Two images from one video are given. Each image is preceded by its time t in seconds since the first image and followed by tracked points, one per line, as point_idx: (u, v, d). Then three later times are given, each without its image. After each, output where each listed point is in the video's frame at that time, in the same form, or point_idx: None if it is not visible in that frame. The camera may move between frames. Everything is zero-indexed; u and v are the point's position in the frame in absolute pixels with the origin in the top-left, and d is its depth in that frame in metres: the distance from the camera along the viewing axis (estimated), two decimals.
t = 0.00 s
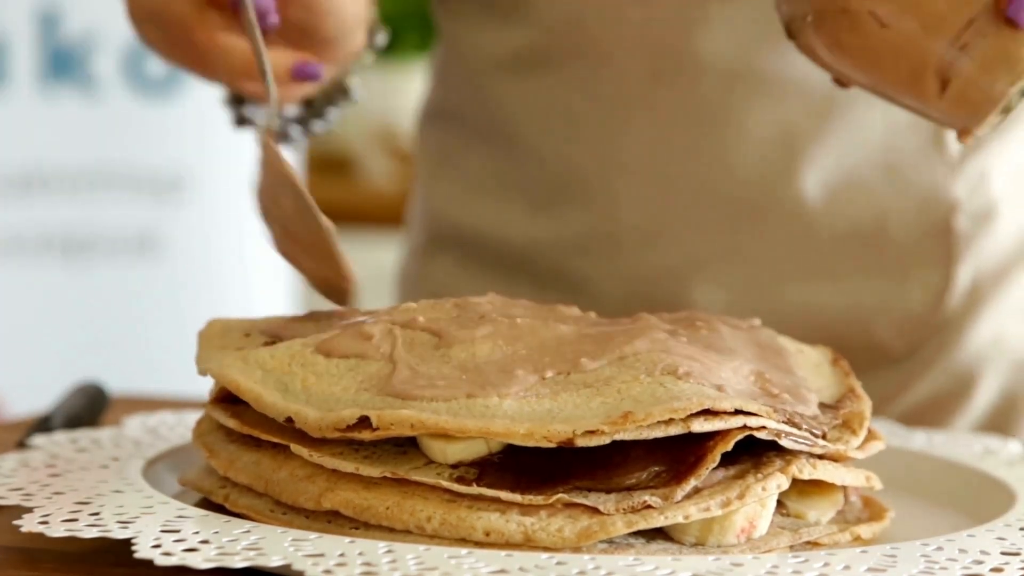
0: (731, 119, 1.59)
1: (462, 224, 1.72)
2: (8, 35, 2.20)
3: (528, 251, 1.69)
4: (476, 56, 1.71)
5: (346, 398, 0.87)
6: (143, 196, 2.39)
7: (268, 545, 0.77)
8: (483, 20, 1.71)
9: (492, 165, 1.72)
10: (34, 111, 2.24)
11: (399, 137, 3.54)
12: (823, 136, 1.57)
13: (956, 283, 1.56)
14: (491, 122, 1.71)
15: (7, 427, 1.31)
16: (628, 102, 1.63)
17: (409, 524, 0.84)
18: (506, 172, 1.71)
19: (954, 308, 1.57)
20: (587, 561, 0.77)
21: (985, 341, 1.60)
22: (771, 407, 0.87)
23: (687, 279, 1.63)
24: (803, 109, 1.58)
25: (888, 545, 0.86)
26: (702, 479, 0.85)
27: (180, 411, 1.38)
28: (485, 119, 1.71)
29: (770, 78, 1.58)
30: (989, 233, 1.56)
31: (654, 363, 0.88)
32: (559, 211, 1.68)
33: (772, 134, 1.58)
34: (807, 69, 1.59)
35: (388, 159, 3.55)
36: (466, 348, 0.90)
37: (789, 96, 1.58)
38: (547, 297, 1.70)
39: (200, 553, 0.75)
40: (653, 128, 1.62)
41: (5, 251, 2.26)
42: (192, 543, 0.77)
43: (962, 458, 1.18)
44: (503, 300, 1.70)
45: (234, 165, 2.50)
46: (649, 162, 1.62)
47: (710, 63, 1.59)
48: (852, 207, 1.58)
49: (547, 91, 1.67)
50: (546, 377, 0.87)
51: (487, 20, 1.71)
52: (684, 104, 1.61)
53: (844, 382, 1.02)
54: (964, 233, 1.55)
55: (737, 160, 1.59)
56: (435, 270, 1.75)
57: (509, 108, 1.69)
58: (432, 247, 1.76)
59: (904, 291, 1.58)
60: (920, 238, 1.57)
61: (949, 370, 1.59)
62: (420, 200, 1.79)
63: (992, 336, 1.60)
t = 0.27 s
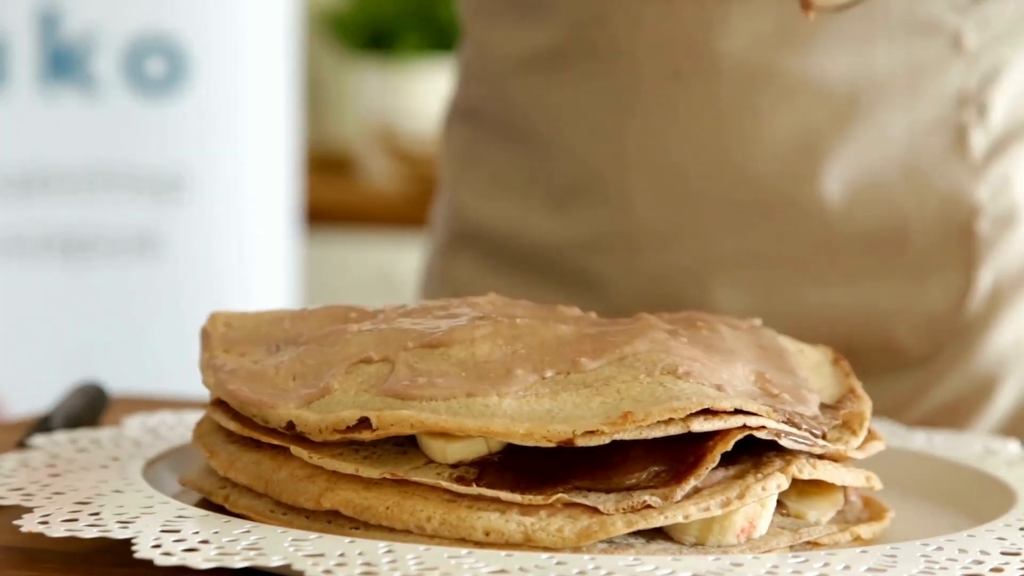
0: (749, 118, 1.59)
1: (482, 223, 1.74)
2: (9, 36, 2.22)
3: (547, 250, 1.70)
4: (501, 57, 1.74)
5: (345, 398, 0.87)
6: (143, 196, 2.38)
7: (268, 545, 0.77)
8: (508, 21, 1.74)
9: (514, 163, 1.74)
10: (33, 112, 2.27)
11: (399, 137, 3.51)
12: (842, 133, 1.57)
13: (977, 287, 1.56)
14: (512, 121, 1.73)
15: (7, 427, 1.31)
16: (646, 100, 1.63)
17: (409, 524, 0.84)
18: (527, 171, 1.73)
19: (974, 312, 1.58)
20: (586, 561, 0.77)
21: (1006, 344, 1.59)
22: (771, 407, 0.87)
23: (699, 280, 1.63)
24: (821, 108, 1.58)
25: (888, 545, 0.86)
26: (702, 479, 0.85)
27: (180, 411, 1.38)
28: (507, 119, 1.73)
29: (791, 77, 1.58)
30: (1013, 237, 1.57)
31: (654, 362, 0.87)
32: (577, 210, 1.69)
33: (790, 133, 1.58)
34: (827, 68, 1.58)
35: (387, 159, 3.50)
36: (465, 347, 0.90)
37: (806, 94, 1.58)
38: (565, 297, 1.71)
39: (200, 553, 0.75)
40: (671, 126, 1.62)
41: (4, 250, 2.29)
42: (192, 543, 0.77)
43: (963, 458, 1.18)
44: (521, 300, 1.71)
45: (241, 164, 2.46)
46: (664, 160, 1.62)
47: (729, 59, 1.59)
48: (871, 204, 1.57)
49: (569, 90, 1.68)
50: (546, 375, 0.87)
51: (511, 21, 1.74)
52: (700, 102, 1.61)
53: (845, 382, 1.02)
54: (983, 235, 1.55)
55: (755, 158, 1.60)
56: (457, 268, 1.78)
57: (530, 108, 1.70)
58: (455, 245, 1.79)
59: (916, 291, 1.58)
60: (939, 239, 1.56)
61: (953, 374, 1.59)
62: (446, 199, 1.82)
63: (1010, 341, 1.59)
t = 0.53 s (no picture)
0: (755, 117, 1.59)
1: (486, 222, 1.74)
2: (9, 35, 2.22)
3: (554, 248, 1.71)
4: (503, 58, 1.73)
5: (346, 399, 0.87)
6: (143, 196, 2.38)
7: (268, 545, 0.77)
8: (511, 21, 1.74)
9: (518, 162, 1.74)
10: (33, 111, 2.27)
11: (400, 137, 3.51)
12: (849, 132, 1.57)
13: (983, 282, 1.58)
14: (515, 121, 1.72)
15: (7, 427, 1.31)
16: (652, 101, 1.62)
17: (409, 523, 0.84)
18: (531, 170, 1.73)
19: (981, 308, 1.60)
20: (586, 561, 0.77)
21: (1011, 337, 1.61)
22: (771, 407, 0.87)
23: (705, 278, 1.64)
24: (827, 107, 1.57)
25: (887, 545, 0.86)
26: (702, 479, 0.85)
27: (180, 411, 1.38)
28: (509, 118, 1.73)
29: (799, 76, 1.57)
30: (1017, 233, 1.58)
31: (654, 362, 0.87)
32: (582, 208, 1.69)
33: (795, 133, 1.58)
34: (833, 65, 1.57)
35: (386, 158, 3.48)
36: (465, 348, 0.90)
37: (812, 94, 1.57)
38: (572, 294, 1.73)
39: (200, 553, 0.75)
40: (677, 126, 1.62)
41: (4, 250, 2.29)
42: (192, 543, 0.77)
43: (963, 458, 1.18)
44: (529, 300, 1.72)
45: (241, 164, 2.46)
46: (669, 160, 1.62)
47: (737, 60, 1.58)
48: (876, 202, 1.57)
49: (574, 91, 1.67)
50: (547, 375, 0.87)
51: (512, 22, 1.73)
52: (704, 102, 1.60)
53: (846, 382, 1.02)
54: (989, 232, 1.57)
55: (760, 158, 1.59)
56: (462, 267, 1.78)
57: (534, 109, 1.70)
58: (458, 244, 1.79)
59: (925, 289, 1.59)
60: (944, 236, 1.57)
61: (958, 372, 1.63)
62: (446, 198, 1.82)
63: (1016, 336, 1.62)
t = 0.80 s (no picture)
0: (736, 115, 1.58)
1: (466, 221, 1.73)
2: (8, 36, 2.22)
3: (533, 247, 1.69)
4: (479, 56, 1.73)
5: (346, 398, 0.87)
6: (143, 196, 2.38)
7: (268, 545, 0.77)
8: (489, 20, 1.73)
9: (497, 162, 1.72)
10: (33, 111, 2.27)
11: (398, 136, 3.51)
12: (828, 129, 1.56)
13: (962, 277, 1.54)
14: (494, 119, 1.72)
15: (7, 427, 1.31)
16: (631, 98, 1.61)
17: (409, 523, 0.84)
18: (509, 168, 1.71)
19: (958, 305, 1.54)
20: (586, 561, 0.77)
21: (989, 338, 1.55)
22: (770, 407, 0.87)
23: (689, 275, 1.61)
24: (807, 104, 1.57)
25: (887, 545, 0.86)
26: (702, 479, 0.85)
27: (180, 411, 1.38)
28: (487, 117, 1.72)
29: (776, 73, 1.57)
30: (996, 230, 1.54)
31: (655, 362, 0.87)
32: (563, 207, 1.68)
33: (776, 131, 1.57)
34: (812, 65, 1.57)
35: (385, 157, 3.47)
36: (465, 348, 0.90)
37: (791, 91, 1.57)
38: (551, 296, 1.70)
39: (200, 553, 0.75)
40: (659, 123, 1.61)
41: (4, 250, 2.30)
42: (192, 543, 0.77)
43: (962, 458, 1.18)
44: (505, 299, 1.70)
45: (241, 164, 2.45)
46: (651, 158, 1.61)
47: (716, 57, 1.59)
48: (858, 199, 1.56)
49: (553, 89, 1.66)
50: (547, 375, 0.87)
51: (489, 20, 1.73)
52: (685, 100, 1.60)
53: (845, 381, 1.02)
54: (965, 226, 1.53)
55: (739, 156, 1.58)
56: (440, 269, 1.76)
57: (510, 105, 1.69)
58: (437, 246, 1.78)
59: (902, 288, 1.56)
60: (924, 234, 1.55)
61: (940, 369, 1.56)
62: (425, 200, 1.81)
63: (998, 331, 1.55)
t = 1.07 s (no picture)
0: (732, 117, 1.55)
1: (459, 219, 1.68)
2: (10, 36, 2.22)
3: (523, 249, 1.65)
4: (473, 54, 1.68)
5: (344, 397, 0.88)
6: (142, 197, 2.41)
7: (268, 545, 0.77)
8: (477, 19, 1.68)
9: (485, 160, 1.68)
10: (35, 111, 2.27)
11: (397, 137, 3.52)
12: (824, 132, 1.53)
13: (954, 281, 1.53)
14: (482, 118, 1.68)
15: (7, 427, 1.31)
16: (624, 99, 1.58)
17: (409, 523, 0.84)
18: (498, 168, 1.67)
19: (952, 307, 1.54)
20: (586, 561, 0.77)
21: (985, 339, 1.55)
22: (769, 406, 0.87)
23: (684, 274, 1.58)
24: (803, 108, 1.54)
25: (888, 545, 0.86)
26: (702, 479, 0.86)
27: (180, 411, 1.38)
28: (475, 115, 1.68)
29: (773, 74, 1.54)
30: (989, 230, 1.53)
31: (654, 364, 0.87)
32: (552, 208, 1.64)
33: (771, 133, 1.55)
34: (807, 66, 1.54)
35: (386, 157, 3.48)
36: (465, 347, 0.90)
37: (789, 93, 1.54)
38: (538, 296, 1.66)
39: (200, 553, 0.75)
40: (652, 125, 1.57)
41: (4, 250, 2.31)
42: (192, 543, 0.77)
43: (962, 458, 1.18)
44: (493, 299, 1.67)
45: (241, 163, 2.47)
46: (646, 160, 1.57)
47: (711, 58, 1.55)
48: (854, 201, 1.54)
49: (545, 89, 1.63)
50: (547, 376, 0.87)
51: (483, 19, 1.67)
52: (681, 101, 1.56)
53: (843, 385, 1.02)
54: (960, 229, 1.52)
55: (734, 158, 1.55)
56: (428, 267, 1.72)
57: (503, 105, 1.65)
58: (425, 244, 1.73)
59: (898, 288, 1.55)
60: (919, 236, 1.54)
61: (938, 368, 1.56)
62: (413, 196, 1.76)
63: (990, 335, 1.55)
